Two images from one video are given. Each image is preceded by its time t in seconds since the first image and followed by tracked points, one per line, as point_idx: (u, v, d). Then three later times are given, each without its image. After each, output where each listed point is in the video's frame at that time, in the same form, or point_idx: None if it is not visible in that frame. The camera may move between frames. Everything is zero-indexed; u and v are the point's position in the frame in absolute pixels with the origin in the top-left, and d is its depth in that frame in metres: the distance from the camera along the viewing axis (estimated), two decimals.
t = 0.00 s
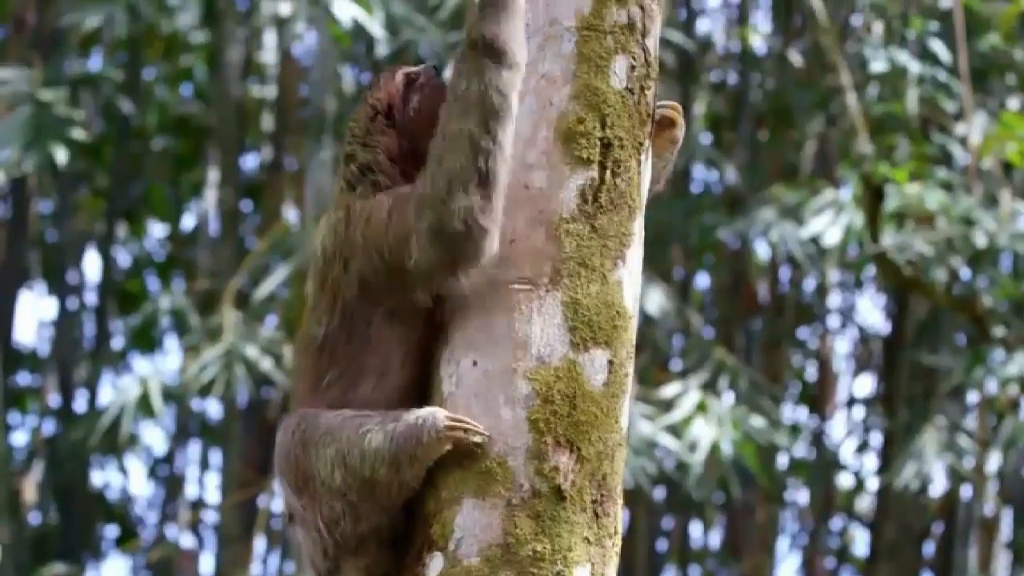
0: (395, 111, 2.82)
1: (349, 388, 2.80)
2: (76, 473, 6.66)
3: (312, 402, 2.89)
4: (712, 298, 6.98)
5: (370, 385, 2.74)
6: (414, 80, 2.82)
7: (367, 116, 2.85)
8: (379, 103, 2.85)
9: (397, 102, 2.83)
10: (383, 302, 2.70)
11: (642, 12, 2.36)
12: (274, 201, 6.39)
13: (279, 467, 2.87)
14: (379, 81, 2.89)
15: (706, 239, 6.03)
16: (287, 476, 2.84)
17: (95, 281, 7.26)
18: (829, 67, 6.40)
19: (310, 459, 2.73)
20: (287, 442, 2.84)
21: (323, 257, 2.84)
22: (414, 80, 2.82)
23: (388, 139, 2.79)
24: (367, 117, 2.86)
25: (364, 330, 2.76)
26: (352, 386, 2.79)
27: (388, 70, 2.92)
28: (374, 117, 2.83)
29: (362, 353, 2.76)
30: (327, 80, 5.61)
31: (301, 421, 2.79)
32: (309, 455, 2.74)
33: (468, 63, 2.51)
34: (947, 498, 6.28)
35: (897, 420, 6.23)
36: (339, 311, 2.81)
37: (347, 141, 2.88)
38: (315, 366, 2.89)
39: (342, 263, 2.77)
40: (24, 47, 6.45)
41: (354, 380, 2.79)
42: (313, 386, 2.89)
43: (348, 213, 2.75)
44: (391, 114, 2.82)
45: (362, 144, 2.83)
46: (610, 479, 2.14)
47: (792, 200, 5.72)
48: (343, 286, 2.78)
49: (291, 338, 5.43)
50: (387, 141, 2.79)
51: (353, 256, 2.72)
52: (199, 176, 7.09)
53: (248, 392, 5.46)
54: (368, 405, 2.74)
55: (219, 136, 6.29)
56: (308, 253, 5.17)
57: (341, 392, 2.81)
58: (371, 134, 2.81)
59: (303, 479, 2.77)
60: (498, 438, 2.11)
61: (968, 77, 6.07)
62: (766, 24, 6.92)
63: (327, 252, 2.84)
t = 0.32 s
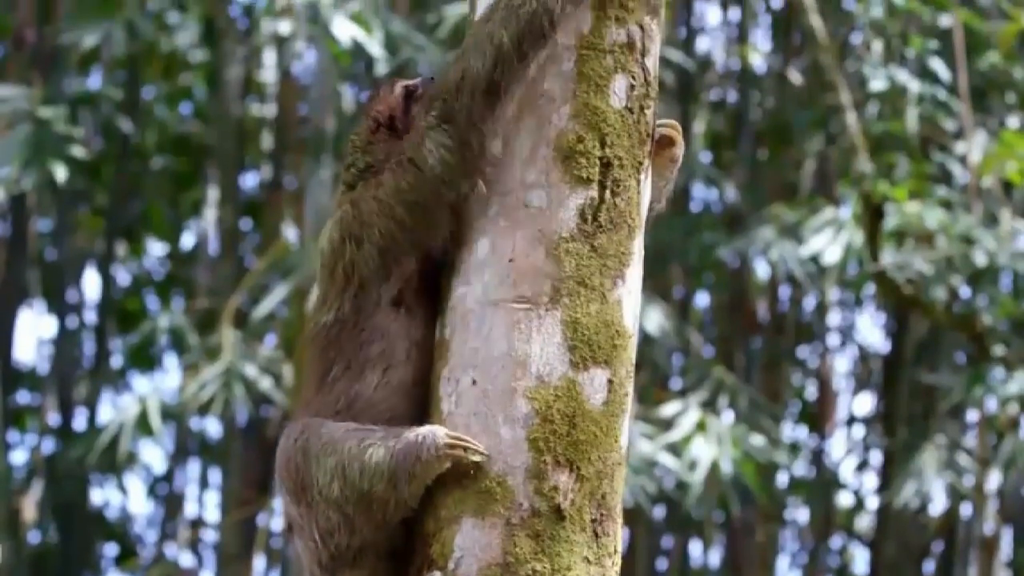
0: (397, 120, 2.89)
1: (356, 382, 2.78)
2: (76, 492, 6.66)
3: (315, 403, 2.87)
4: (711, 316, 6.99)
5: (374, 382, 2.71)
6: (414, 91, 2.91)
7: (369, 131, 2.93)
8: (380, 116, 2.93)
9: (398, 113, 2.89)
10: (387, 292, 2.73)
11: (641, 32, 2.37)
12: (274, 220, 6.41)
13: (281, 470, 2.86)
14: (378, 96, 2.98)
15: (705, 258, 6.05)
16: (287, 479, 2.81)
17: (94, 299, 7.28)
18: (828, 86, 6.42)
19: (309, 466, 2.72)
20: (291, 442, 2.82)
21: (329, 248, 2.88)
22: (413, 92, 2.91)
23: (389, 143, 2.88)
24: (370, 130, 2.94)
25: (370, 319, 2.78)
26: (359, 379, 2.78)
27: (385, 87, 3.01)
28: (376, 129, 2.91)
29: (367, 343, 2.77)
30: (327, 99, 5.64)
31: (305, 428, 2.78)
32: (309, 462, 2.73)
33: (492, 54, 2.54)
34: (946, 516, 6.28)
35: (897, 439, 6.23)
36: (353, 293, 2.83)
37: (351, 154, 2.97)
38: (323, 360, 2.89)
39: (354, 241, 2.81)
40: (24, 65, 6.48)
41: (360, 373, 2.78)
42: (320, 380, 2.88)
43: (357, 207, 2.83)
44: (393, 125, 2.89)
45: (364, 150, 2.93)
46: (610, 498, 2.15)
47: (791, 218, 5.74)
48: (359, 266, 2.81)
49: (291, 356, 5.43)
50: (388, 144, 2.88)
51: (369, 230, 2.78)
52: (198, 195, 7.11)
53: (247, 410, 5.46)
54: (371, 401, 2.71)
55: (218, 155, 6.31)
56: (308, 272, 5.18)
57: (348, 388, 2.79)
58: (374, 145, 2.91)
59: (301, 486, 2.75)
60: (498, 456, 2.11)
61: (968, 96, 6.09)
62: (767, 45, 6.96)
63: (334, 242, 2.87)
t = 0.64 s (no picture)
0: (408, 121, 2.98)
1: (355, 368, 2.83)
2: (75, 516, 6.66)
3: (314, 386, 2.93)
4: (711, 339, 7.00)
5: (374, 371, 2.76)
6: (425, 94, 3.01)
7: (379, 130, 3.02)
8: (390, 117, 3.01)
9: (410, 114, 2.98)
10: (392, 281, 2.77)
11: (641, 56, 2.40)
12: (273, 244, 6.43)
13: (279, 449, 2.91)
14: (390, 97, 3.07)
15: (705, 281, 6.07)
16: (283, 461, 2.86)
17: (94, 323, 7.29)
18: (827, 110, 6.45)
19: (314, 477, 2.71)
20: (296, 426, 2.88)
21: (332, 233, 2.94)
22: (425, 95, 3.00)
23: (400, 143, 2.97)
24: (379, 130, 3.02)
25: (376, 304, 2.81)
26: (359, 365, 2.82)
27: (397, 87, 3.11)
28: (387, 129, 2.99)
29: (368, 331, 2.82)
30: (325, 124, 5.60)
31: (317, 433, 2.75)
32: (313, 477, 2.71)
33: (516, 88, 2.45)
34: (946, 539, 6.28)
35: (896, 463, 6.23)
36: (354, 278, 2.87)
37: (363, 151, 3.05)
38: (323, 343, 2.94)
39: (355, 233, 2.85)
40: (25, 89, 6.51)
41: (360, 359, 2.83)
42: (320, 361, 2.94)
43: (362, 202, 2.86)
44: (404, 126, 2.98)
45: (374, 149, 3.01)
46: (609, 522, 2.16)
47: (791, 242, 5.76)
48: (358, 255, 2.84)
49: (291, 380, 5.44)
50: (397, 144, 2.97)
51: (368, 223, 2.80)
52: (199, 218, 7.14)
53: (247, 434, 5.47)
54: (371, 392, 2.75)
55: (219, 179, 6.33)
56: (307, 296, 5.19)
57: (348, 372, 2.84)
58: (383, 143, 3.00)
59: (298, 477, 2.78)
60: (497, 481, 2.12)
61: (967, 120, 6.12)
62: (766, 68, 6.91)
63: (336, 232, 2.93)
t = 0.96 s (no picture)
0: (437, 120, 3.14)
1: (354, 346, 2.97)
2: (74, 543, 6.66)
3: (311, 359, 3.03)
4: (710, 367, 7.03)
5: (373, 351, 2.92)
6: (455, 101, 3.18)
7: (408, 126, 3.14)
8: (420, 114, 3.15)
9: (439, 114, 3.14)
10: (392, 269, 2.89)
11: (640, 86, 2.45)
12: (274, 271, 6.46)
13: (274, 410, 3.05)
14: (420, 97, 3.21)
15: (704, 309, 6.10)
16: (279, 419, 3.01)
17: (94, 351, 7.32)
18: (826, 139, 6.49)
19: (314, 494, 2.77)
20: (295, 391, 3.02)
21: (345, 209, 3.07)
22: (456, 102, 3.18)
23: (428, 140, 3.10)
24: (408, 126, 3.15)
25: (378, 288, 2.95)
26: (359, 344, 2.96)
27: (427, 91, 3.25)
28: (415, 126, 3.13)
29: (371, 311, 2.95)
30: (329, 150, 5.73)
31: (326, 454, 2.79)
32: (313, 492, 2.77)
33: (515, 119, 2.46)
34: (945, 567, 6.27)
35: (895, 491, 6.24)
36: (357, 256, 2.99)
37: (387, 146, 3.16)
38: (322, 315, 3.05)
39: (360, 216, 2.98)
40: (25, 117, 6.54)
41: (360, 338, 2.96)
42: (318, 331, 3.05)
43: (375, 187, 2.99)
44: (433, 124, 3.13)
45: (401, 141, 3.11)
46: (608, 551, 2.19)
47: (789, 271, 5.79)
48: (359, 238, 2.97)
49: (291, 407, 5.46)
50: (424, 141, 3.09)
51: (373, 209, 2.92)
52: (198, 247, 7.17)
53: (247, 462, 5.48)
54: (370, 372, 2.92)
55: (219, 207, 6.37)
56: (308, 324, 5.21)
57: (347, 349, 2.98)
58: (410, 138, 3.11)
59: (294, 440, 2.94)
60: (497, 510, 2.14)
61: (965, 149, 6.16)
62: (763, 97, 6.97)
63: (348, 209, 3.08)
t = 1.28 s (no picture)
0: (417, 118, 3.21)
1: (354, 335, 3.05)
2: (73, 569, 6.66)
3: (314, 348, 3.11)
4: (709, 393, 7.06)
5: (374, 340, 3.01)
6: (435, 89, 3.22)
7: (394, 126, 3.27)
8: (403, 116, 3.26)
9: (419, 110, 3.21)
10: (393, 270, 2.99)
11: (640, 112, 2.47)
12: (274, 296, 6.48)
13: (282, 401, 3.13)
14: (405, 95, 3.31)
15: (703, 334, 6.11)
16: (285, 407, 3.10)
17: (94, 377, 7.34)
18: (826, 164, 6.52)
19: (320, 507, 2.86)
20: (300, 382, 3.10)
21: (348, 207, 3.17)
22: (435, 90, 3.22)
23: (411, 138, 3.19)
24: (393, 127, 3.28)
25: (379, 283, 3.03)
26: (358, 332, 3.04)
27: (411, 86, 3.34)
28: (400, 127, 3.24)
29: (372, 302, 3.03)
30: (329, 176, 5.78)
31: (338, 473, 2.84)
32: (318, 507, 2.87)
33: (515, 145, 2.51)
34: None
35: (895, 516, 6.24)
36: (357, 255, 3.08)
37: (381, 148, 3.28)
38: (322, 307, 3.13)
39: (360, 217, 3.10)
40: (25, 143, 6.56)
41: (359, 327, 3.04)
42: (318, 320, 3.13)
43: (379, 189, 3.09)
44: (414, 122, 3.21)
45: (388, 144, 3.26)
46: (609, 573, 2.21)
47: (789, 296, 5.81)
48: (358, 239, 3.09)
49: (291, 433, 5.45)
50: (409, 139, 3.19)
51: (373, 211, 3.04)
52: (198, 272, 7.20)
53: (247, 487, 5.49)
54: (375, 358, 3.00)
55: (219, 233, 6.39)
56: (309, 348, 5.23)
57: (348, 337, 3.06)
58: (395, 137, 3.24)
59: (299, 429, 3.03)
60: (497, 536, 2.16)
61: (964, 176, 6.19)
62: (764, 122, 7.02)
63: (350, 207, 3.17)
